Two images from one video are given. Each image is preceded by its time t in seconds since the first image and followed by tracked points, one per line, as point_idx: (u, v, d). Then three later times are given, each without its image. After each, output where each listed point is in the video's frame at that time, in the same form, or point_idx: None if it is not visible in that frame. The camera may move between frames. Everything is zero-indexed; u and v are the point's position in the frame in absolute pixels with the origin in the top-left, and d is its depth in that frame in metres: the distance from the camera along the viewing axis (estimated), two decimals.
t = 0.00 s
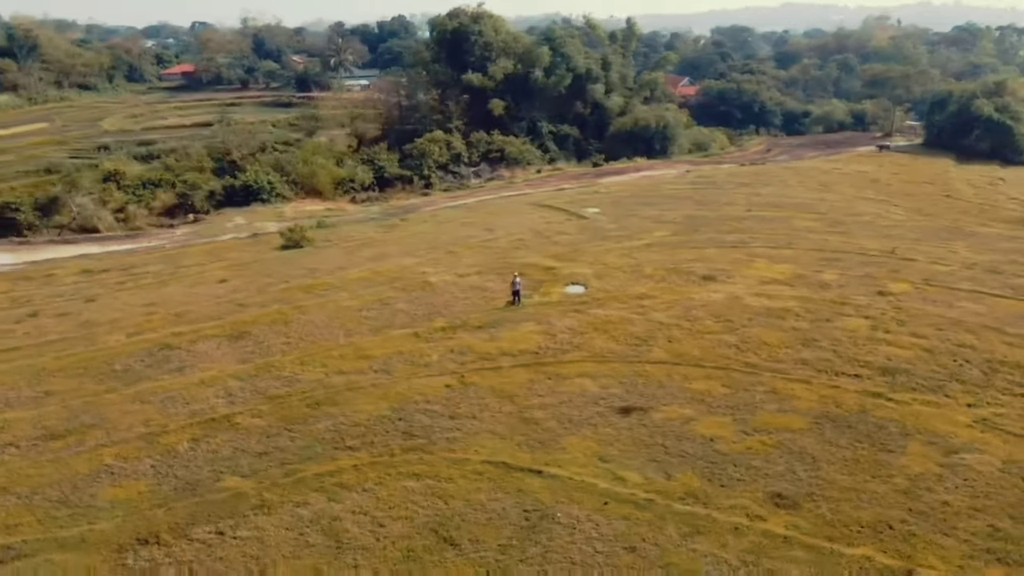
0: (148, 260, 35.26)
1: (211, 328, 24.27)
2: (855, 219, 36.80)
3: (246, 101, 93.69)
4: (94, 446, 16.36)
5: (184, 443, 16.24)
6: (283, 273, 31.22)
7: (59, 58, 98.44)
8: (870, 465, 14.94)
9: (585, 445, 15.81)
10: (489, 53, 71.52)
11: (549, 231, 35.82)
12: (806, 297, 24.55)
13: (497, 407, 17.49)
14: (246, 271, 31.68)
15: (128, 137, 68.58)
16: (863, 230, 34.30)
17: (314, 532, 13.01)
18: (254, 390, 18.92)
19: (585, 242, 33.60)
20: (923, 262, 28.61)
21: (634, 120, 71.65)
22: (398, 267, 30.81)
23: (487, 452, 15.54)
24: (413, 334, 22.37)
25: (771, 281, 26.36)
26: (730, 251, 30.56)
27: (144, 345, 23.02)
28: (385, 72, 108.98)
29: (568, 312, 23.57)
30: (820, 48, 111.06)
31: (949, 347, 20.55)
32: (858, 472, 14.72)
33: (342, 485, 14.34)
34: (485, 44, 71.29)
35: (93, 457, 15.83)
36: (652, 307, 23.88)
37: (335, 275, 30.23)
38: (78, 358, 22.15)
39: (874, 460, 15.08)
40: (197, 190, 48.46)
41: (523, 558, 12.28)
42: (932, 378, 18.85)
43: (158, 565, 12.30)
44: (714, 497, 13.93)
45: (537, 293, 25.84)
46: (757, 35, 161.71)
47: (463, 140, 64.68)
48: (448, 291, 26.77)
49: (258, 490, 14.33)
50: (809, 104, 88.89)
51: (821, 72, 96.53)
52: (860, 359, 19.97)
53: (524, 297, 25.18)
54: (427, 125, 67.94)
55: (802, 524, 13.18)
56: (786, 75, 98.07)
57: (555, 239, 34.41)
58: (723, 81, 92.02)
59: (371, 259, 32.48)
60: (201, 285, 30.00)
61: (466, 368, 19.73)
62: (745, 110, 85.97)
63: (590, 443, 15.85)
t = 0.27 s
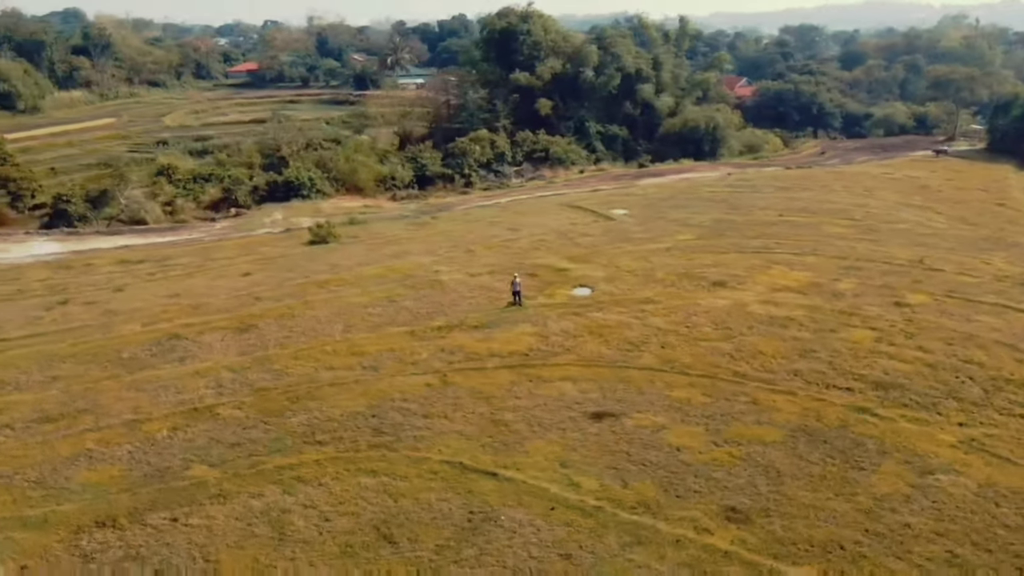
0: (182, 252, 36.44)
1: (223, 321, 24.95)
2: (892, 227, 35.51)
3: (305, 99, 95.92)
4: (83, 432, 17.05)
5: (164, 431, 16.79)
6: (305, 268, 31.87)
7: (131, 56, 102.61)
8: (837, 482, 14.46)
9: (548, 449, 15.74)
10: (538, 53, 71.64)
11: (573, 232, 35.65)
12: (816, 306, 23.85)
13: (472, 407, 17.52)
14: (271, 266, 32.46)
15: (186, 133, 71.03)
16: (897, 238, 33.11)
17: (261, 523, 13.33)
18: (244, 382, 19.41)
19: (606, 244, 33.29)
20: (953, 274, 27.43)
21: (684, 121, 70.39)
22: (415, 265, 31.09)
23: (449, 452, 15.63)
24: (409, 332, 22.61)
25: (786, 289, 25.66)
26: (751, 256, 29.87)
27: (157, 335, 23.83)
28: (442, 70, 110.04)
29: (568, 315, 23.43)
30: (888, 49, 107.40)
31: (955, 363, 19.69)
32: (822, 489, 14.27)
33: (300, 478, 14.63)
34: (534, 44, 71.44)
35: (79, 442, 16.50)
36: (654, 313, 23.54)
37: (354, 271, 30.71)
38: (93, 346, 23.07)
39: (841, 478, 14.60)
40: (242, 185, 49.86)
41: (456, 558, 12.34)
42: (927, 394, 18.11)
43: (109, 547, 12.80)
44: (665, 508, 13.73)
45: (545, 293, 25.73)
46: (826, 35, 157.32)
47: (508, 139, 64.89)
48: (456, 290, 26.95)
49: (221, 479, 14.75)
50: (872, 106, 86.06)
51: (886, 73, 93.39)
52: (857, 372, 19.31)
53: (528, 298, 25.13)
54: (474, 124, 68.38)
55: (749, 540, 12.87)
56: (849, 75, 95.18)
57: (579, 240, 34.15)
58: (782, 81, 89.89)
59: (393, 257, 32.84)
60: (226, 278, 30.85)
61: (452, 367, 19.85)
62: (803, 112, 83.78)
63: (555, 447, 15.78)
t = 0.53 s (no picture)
0: (215, 246, 37.50)
1: (233, 313, 25.62)
2: (927, 234, 34.21)
3: (358, 97, 97.48)
4: (76, 416, 17.75)
5: (149, 419, 17.37)
6: (326, 264, 32.47)
7: (195, 54, 106.06)
8: (800, 497, 14.08)
9: (513, 451, 15.73)
10: (584, 53, 71.21)
11: (595, 234, 35.42)
12: (823, 315, 23.20)
13: (449, 406, 17.63)
14: (294, 261, 33.16)
15: (239, 129, 73.02)
16: (929, 246, 31.91)
17: (217, 512, 13.68)
18: (237, 374, 19.92)
19: (625, 246, 32.98)
20: (979, 285, 26.31)
21: (732, 122, 69.00)
22: (431, 263, 31.35)
23: (415, 450, 15.76)
24: (406, 329, 22.81)
25: (797, 296, 25.02)
26: (769, 262, 29.22)
27: (169, 325, 24.60)
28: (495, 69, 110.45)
29: (566, 317, 23.33)
30: (956, 49, 103.29)
31: (957, 378, 18.91)
32: (783, 503, 13.91)
33: (264, 470, 14.96)
34: (580, 44, 71.04)
35: (69, 426, 17.19)
36: (655, 317, 23.24)
37: (371, 268, 31.15)
38: (107, 335, 23.96)
39: (806, 492, 14.20)
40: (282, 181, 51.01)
41: (394, 556, 12.45)
42: (919, 410, 17.44)
43: (70, 528, 13.31)
44: (616, 516, 13.58)
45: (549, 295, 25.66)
46: (896, 35, 151.98)
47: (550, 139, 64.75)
48: (463, 289, 27.08)
49: (190, 468, 15.18)
50: (934, 108, 82.93)
51: (951, 74, 89.88)
52: (850, 384, 18.74)
53: (532, 299, 25.10)
54: (518, 123, 68.75)
55: (694, 551, 12.64)
56: (912, 76, 91.93)
57: (599, 241, 33.91)
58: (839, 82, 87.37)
59: (412, 254, 33.17)
60: (248, 272, 31.65)
61: (438, 366, 19.99)
62: (860, 114, 81.25)
63: (521, 450, 15.76)
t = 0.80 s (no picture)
0: (247, 239, 38.55)
1: (245, 305, 26.30)
2: (965, 243, 32.79)
3: (413, 94, 98.72)
4: (71, 399, 18.54)
5: (137, 405, 18.01)
6: (346, 258, 33.01)
7: (258, 51, 109.16)
8: (755, 509, 13.73)
9: (476, 450, 15.77)
10: (632, 51, 70.49)
11: (617, 234, 35.10)
12: (829, 324, 22.50)
13: (424, 403, 17.76)
14: (318, 255, 33.83)
15: (292, 125, 74.81)
16: (963, 255, 30.60)
17: (175, 498, 14.11)
18: (231, 364, 20.47)
19: (645, 247, 32.59)
20: (1005, 297, 25.11)
21: (783, 123, 67.17)
22: (447, 260, 31.57)
23: (380, 446, 15.95)
24: (403, 326, 23.04)
25: (807, 304, 24.33)
26: (786, 268, 28.49)
27: (182, 315, 25.40)
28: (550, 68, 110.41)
29: (564, 318, 23.22)
30: None
31: (954, 394, 18.12)
32: (736, 515, 13.58)
33: (230, 459, 15.35)
34: (629, 42, 70.35)
35: (63, 409, 17.97)
36: (654, 321, 22.93)
37: (388, 263, 31.54)
38: (123, 322, 24.89)
39: (763, 506, 13.84)
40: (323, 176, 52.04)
41: (333, 549, 12.64)
42: (906, 426, 16.79)
43: (37, 506, 13.93)
44: (562, 520, 13.48)
45: (553, 295, 25.57)
46: (972, 34, 145.94)
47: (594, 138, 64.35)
48: (471, 287, 27.20)
49: (162, 454, 15.70)
50: (1002, 110, 79.32)
51: None
52: (839, 396, 18.15)
53: (534, 299, 25.07)
54: (565, 121, 69.03)
55: (632, 560, 12.46)
56: (982, 77, 88.10)
57: (620, 242, 33.62)
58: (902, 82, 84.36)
59: (432, 251, 33.46)
60: (271, 265, 32.42)
61: (425, 363, 20.15)
62: (922, 116, 78.25)
63: (484, 450, 15.79)
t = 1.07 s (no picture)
0: (276, 235, 39.37)
1: (256, 300, 26.85)
2: (1001, 253, 31.39)
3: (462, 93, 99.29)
4: (69, 387, 19.23)
5: (128, 395, 18.58)
6: (365, 256, 33.42)
7: (314, 51, 111.35)
8: (709, 523, 13.44)
9: (441, 451, 15.81)
10: (678, 51, 69.38)
11: (638, 237, 34.68)
12: (832, 335, 21.83)
13: (402, 403, 17.88)
14: (338, 252, 34.32)
15: (338, 123, 76.04)
16: (995, 266, 29.31)
17: (140, 488, 14.53)
18: (226, 357, 20.95)
19: (662, 251, 32.14)
20: None
21: (832, 126, 65.45)
22: (462, 259, 31.67)
23: (348, 443, 16.13)
24: (400, 325, 23.20)
25: (814, 313, 23.65)
26: (803, 275, 27.74)
27: (194, 308, 26.07)
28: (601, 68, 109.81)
29: (561, 321, 23.07)
30: None
31: (948, 412, 17.40)
32: (688, 528, 13.31)
33: (201, 452, 15.72)
34: (674, 42, 69.28)
35: (59, 396, 18.65)
36: (651, 326, 22.60)
37: (404, 261, 31.82)
38: (137, 313, 25.67)
39: (717, 520, 13.53)
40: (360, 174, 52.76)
41: (277, 544, 12.85)
42: (889, 443, 16.19)
43: (12, 490, 14.51)
44: (510, 525, 13.42)
45: (556, 298, 25.43)
46: None
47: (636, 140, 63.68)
48: (478, 287, 27.23)
49: (139, 444, 16.17)
50: None
51: None
52: (825, 409, 17.61)
53: (536, 301, 24.97)
54: (608, 122, 68.51)
55: (571, 570, 12.34)
56: None
57: (638, 245, 33.23)
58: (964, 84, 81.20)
59: (449, 250, 33.61)
60: (291, 261, 33.02)
61: (412, 362, 20.28)
62: (984, 119, 75.20)
63: (449, 451, 15.82)
